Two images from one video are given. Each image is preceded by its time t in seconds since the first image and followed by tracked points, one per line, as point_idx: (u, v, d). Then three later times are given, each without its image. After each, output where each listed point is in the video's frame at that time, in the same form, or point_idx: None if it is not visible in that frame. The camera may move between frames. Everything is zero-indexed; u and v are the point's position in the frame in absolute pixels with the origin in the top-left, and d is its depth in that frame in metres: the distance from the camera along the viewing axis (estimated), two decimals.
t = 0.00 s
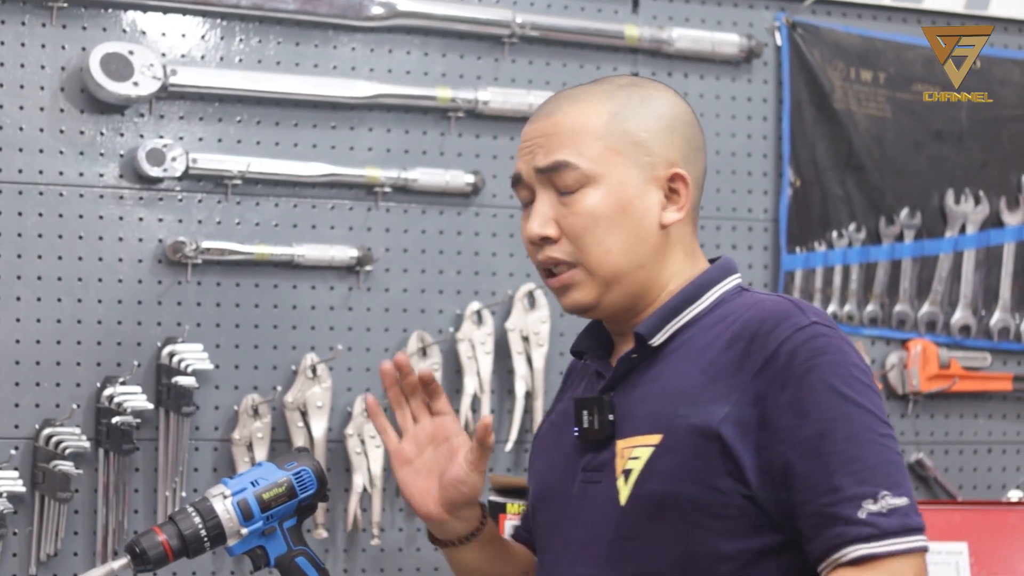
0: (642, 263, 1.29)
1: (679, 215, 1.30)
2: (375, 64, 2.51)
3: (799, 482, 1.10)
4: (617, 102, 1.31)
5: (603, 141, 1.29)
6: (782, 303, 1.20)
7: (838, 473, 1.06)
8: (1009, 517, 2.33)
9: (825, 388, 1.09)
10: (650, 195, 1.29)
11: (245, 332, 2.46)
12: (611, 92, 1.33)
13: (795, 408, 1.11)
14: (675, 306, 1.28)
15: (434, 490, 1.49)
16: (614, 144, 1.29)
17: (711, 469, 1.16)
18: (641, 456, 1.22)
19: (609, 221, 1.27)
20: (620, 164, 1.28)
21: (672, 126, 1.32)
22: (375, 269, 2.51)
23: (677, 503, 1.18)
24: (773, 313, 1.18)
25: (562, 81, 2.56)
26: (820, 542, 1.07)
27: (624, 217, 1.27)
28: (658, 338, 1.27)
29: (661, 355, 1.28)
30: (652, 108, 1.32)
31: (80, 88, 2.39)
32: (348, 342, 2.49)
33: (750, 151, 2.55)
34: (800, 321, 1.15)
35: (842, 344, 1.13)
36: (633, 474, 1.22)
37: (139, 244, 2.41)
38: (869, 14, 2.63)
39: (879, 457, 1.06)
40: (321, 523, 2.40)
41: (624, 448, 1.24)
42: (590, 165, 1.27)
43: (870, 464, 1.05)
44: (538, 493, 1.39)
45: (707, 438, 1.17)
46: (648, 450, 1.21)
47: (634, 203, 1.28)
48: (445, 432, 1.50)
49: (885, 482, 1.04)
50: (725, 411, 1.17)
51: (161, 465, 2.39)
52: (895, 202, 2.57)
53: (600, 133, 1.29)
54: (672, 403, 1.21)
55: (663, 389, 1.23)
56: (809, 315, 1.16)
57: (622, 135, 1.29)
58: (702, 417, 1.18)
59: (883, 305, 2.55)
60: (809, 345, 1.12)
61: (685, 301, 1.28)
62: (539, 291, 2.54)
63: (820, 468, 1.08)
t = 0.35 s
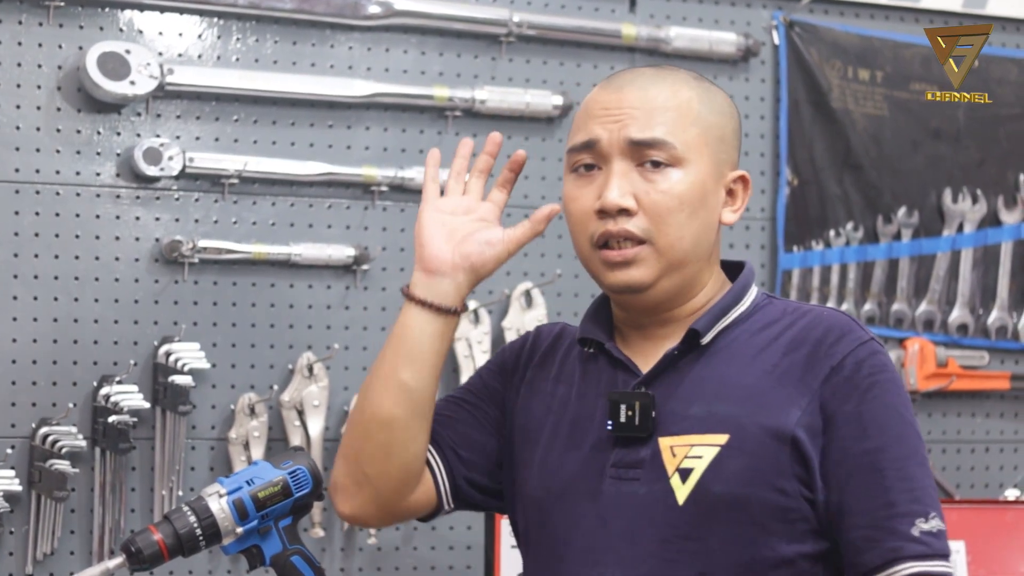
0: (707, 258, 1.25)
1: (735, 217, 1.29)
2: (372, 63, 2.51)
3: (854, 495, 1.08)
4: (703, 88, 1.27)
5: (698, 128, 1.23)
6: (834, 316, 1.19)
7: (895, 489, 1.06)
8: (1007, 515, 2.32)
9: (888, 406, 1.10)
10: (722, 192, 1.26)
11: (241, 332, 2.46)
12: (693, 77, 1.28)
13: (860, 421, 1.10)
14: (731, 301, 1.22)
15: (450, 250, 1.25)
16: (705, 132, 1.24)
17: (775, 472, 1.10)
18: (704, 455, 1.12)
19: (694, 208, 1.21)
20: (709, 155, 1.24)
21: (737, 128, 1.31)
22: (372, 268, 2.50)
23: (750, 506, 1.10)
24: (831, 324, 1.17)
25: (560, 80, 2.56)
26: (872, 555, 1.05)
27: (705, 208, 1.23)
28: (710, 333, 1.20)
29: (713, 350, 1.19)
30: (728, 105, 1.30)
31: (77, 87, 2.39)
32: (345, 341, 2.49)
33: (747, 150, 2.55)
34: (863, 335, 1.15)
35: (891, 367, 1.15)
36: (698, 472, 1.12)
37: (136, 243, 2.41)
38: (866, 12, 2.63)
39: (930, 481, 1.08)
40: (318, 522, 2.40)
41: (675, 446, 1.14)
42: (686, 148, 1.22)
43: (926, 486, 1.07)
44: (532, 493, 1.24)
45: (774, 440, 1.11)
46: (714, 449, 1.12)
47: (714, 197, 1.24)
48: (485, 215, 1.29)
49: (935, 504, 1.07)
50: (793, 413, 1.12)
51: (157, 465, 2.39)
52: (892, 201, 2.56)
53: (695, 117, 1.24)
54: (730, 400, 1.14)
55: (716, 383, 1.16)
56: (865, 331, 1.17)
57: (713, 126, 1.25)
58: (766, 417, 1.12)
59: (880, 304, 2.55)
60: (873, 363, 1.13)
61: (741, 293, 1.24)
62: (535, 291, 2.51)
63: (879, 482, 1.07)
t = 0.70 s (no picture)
0: (729, 252, 1.30)
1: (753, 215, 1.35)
2: (362, 63, 2.51)
3: (881, 497, 1.21)
4: (732, 84, 1.33)
5: (728, 120, 1.29)
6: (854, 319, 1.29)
7: (922, 494, 1.20)
8: (997, 514, 2.32)
9: (910, 411, 1.23)
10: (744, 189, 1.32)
11: (231, 332, 2.46)
12: (724, 73, 1.34)
13: (889, 426, 1.22)
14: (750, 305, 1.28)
15: (481, 326, 1.07)
16: (736, 126, 1.30)
17: (811, 474, 1.18)
18: (733, 456, 1.18)
19: (724, 199, 1.26)
20: (738, 149, 1.29)
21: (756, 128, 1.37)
22: (362, 268, 2.50)
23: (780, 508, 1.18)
24: (855, 328, 1.27)
25: (550, 81, 2.56)
26: (905, 561, 1.19)
27: (732, 202, 1.28)
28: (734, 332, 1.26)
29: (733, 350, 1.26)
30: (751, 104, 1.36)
31: (67, 88, 2.39)
32: (334, 341, 2.49)
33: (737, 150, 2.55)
34: (883, 340, 1.27)
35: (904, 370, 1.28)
36: (726, 473, 1.18)
37: (126, 243, 2.41)
38: (857, 12, 2.62)
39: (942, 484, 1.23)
40: (308, 522, 2.40)
41: (702, 446, 1.20)
42: (718, 139, 1.27)
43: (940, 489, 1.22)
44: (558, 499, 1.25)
45: (814, 443, 1.19)
46: (746, 449, 1.19)
47: (741, 191, 1.29)
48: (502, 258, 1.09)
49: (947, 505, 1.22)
50: (829, 417, 1.21)
51: (147, 464, 2.39)
52: (883, 200, 2.56)
53: (728, 110, 1.29)
54: (767, 403, 1.21)
55: (747, 382, 1.23)
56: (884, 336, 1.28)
57: (740, 122, 1.31)
58: (804, 421, 1.20)
59: (871, 303, 2.54)
60: (897, 368, 1.25)
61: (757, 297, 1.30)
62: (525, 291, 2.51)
63: (908, 487, 1.20)
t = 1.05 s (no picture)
0: (733, 259, 1.24)
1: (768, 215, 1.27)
2: (334, 63, 2.50)
3: (894, 516, 1.13)
4: (736, 73, 1.23)
5: (725, 120, 1.20)
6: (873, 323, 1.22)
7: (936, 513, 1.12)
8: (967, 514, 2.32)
9: (930, 423, 1.15)
10: (751, 189, 1.23)
11: (203, 331, 2.46)
12: (730, 63, 1.24)
13: (905, 440, 1.14)
14: (763, 308, 1.22)
15: None
16: (734, 126, 1.21)
17: (816, 491, 1.12)
18: (738, 470, 1.14)
19: (716, 208, 1.19)
20: (737, 151, 1.21)
21: (775, 116, 1.27)
22: (334, 267, 2.50)
23: (784, 528, 1.12)
24: (869, 333, 1.20)
25: (521, 80, 2.57)
26: None
27: (729, 207, 1.21)
28: (744, 338, 1.21)
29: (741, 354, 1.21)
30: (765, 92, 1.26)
31: (38, 87, 2.39)
32: (306, 340, 2.49)
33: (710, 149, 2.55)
34: (904, 346, 1.19)
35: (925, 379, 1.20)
36: (732, 487, 1.14)
37: (97, 243, 2.41)
38: (830, 10, 2.61)
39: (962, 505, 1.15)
40: (279, 521, 2.40)
41: (707, 458, 1.16)
42: (709, 145, 1.19)
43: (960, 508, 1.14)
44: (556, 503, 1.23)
45: (818, 458, 1.13)
46: (750, 463, 1.14)
47: (740, 194, 1.21)
48: None
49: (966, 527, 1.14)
50: (836, 430, 1.14)
51: (119, 463, 2.39)
52: (855, 199, 2.56)
53: (725, 110, 1.21)
54: (773, 414, 1.16)
55: (756, 391, 1.18)
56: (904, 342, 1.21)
57: (743, 120, 1.22)
58: (809, 434, 1.14)
59: (843, 302, 2.55)
60: (916, 376, 1.17)
61: (772, 302, 1.24)
62: (498, 290, 2.54)
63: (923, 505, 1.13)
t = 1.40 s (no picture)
0: (654, 271, 1.30)
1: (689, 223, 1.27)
2: (308, 63, 2.51)
3: (840, 546, 1.15)
4: (621, 92, 1.27)
5: (603, 145, 1.26)
6: (841, 342, 1.21)
7: (880, 545, 1.12)
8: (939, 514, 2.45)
9: (885, 448, 1.13)
10: (656, 202, 1.26)
11: (177, 331, 2.46)
12: (618, 82, 1.28)
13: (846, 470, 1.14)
14: (712, 326, 1.25)
15: None
16: (613, 148, 1.25)
17: (741, 519, 1.18)
18: (666, 492, 1.22)
19: (607, 233, 1.27)
20: (621, 172, 1.26)
21: (686, 119, 1.26)
22: (307, 267, 2.50)
23: (706, 553, 1.19)
24: (826, 355, 1.19)
25: (495, 80, 2.57)
26: None
27: (625, 228, 1.27)
28: (695, 356, 1.25)
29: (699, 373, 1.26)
30: (661, 99, 1.26)
31: (10, 87, 2.37)
32: (278, 341, 2.49)
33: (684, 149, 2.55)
34: (865, 366, 1.17)
35: (902, 396, 1.16)
36: (658, 507, 1.22)
37: (70, 243, 2.41)
38: (803, 11, 2.62)
39: (926, 533, 1.11)
40: (252, 522, 2.40)
41: (650, 475, 1.24)
42: (586, 173, 1.26)
43: (916, 539, 1.11)
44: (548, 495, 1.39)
45: (741, 487, 1.18)
46: (674, 486, 1.21)
47: (634, 214, 1.26)
48: None
49: (929, 558, 1.10)
50: (766, 459, 1.18)
51: (92, 463, 2.38)
52: (828, 199, 2.57)
53: (600, 134, 1.26)
54: (708, 443, 1.21)
55: (699, 419, 1.23)
56: (871, 359, 1.18)
57: (624, 137, 1.25)
58: (738, 465, 1.18)
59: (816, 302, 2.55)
60: (868, 400, 1.15)
61: (729, 318, 1.25)
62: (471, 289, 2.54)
63: (865, 537, 1.13)
